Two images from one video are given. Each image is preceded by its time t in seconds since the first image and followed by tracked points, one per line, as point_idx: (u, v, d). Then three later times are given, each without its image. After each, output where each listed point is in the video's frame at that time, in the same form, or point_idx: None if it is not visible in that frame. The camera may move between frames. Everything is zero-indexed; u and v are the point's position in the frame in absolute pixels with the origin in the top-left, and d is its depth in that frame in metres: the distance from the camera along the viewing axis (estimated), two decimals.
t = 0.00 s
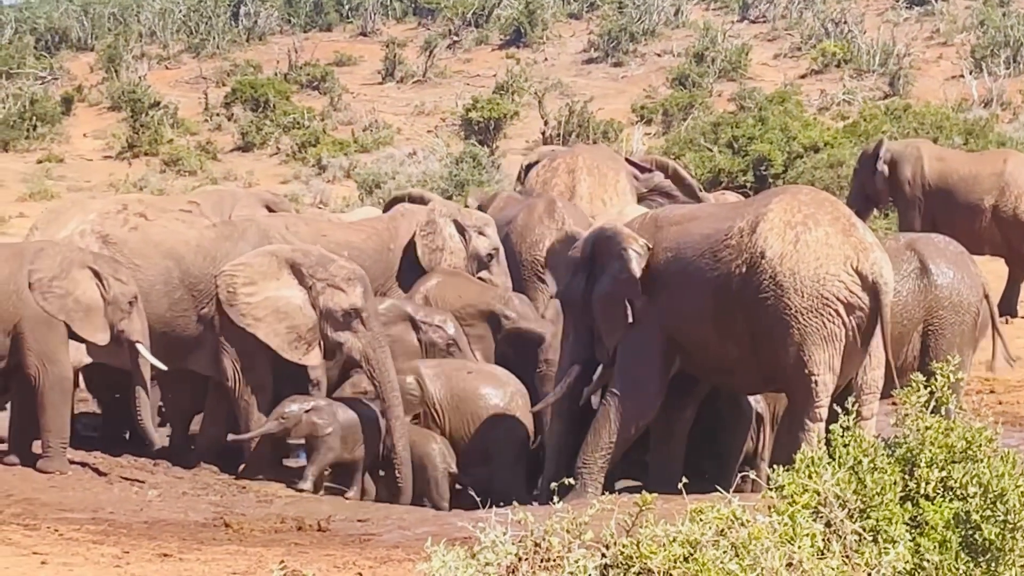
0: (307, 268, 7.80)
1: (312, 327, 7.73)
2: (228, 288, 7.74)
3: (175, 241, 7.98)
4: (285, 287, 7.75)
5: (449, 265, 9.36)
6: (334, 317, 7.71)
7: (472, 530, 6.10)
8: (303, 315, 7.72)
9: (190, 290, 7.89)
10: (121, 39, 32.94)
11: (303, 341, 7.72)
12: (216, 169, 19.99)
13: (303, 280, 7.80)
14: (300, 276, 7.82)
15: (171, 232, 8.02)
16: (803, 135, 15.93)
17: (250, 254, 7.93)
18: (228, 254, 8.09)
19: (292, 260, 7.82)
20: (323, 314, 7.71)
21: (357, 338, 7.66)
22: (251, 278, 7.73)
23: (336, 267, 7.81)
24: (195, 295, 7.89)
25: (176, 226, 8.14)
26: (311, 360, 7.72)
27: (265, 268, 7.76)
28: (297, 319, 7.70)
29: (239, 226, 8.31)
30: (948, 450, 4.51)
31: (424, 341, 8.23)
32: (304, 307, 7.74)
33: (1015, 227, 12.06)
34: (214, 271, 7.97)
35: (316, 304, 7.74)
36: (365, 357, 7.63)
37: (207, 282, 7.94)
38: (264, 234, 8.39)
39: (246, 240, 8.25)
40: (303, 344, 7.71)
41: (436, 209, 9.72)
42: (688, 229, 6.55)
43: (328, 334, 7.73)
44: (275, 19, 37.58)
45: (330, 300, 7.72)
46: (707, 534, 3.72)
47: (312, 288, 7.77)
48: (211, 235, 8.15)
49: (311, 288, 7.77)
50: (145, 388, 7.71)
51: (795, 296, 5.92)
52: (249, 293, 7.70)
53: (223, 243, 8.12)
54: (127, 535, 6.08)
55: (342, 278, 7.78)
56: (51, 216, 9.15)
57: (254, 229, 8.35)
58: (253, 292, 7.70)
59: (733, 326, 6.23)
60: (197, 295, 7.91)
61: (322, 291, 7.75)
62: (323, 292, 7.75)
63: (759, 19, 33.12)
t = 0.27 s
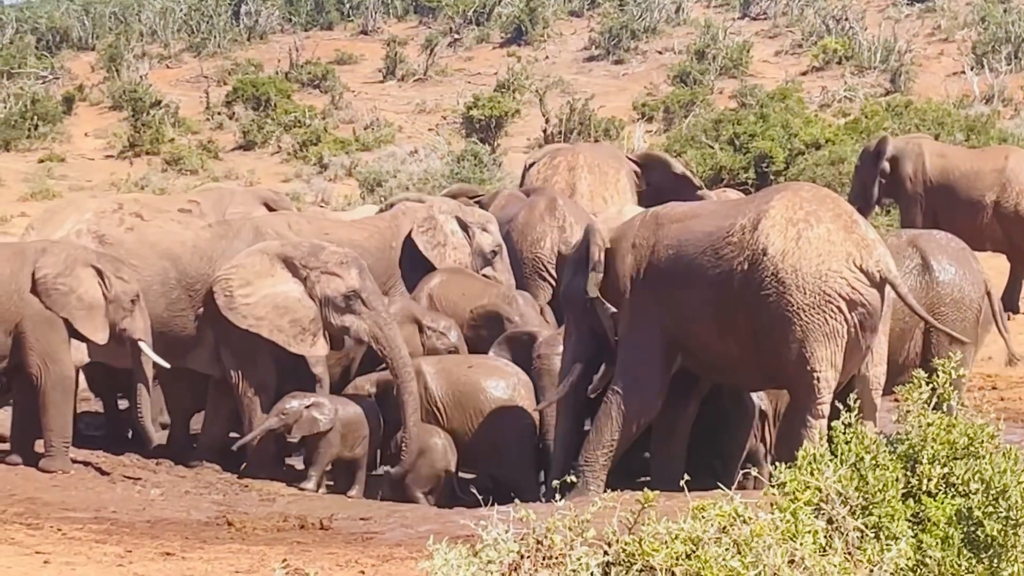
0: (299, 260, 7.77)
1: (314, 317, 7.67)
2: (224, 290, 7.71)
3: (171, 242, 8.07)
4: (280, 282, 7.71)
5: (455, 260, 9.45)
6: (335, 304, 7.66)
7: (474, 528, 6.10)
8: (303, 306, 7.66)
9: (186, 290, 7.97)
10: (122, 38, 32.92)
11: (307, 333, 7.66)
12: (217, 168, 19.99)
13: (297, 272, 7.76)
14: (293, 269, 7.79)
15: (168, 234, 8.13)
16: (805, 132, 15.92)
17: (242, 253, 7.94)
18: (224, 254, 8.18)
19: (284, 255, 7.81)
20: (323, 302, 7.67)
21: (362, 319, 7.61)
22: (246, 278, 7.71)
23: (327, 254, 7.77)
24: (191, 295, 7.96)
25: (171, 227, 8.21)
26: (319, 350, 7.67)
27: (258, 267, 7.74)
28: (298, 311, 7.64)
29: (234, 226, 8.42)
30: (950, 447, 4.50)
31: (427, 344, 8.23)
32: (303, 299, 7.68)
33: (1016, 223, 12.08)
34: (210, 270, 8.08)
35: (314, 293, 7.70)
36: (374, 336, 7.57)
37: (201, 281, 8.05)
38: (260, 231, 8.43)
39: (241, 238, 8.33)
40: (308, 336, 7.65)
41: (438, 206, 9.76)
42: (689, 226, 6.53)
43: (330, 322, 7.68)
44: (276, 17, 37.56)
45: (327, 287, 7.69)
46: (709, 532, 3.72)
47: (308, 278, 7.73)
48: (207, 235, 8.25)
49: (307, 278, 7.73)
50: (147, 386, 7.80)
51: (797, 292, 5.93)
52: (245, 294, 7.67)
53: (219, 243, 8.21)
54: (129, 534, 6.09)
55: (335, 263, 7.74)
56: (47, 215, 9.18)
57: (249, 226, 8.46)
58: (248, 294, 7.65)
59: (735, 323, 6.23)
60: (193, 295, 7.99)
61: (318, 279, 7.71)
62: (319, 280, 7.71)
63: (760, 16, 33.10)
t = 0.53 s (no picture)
0: (292, 253, 7.77)
1: (308, 309, 7.66)
2: (219, 285, 7.69)
3: (167, 242, 8.02)
4: (273, 275, 7.71)
5: (452, 259, 9.50)
6: (328, 294, 7.65)
7: (475, 525, 6.10)
8: (297, 299, 7.65)
9: (184, 290, 7.93)
10: (122, 36, 32.92)
11: (303, 324, 7.64)
12: (218, 166, 19.98)
13: (290, 266, 7.76)
14: (286, 262, 7.78)
15: (162, 233, 8.09)
16: (805, 128, 15.90)
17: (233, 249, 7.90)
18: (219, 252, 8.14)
19: (275, 250, 7.80)
20: (316, 292, 7.65)
21: (358, 307, 7.59)
22: (240, 272, 7.71)
23: (318, 245, 7.77)
24: (188, 294, 7.92)
25: (166, 227, 8.19)
26: (315, 342, 7.66)
27: (251, 261, 7.74)
28: (292, 304, 7.64)
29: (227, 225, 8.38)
30: (951, 442, 4.49)
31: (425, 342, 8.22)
32: (297, 291, 7.68)
33: (1017, 219, 12.08)
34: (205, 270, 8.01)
35: (307, 285, 7.70)
36: (372, 322, 7.55)
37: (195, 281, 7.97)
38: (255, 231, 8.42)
39: (235, 237, 8.30)
40: (303, 327, 7.63)
41: (432, 204, 9.75)
42: (689, 224, 6.52)
43: (325, 311, 7.66)
44: (276, 15, 37.53)
45: (320, 278, 7.68)
46: (710, 528, 3.73)
47: (300, 270, 7.73)
48: (201, 235, 8.22)
49: (299, 270, 7.74)
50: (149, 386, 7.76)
51: (799, 288, 5.93)
52: (239, 288, 7.67)
53: (214, 242, 8.19)
54: (131, 532, 6.09)
55: (326, 254, 7.73)
56: (43, 214, 9.17)
57: (243, 225, 8.40)
58: (242, 289, 7.66)
59: (735, 320, 6.24)
60: (190, 294, 7.94)
61: (310, 270, 7.71)
62: (311, 272, 7.71)
63: (760, 11, 33.08)
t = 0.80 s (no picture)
0: (286, 242, 7.72)
1: (297, 299, 7.60)
2: (212, 268, 7.68)
3: (163, 242, 8.03)
4: (266, 263, 7.67)
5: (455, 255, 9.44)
6: (318, 285, 7.58)
7: (476, 521, 6.10)
8: (287, 288, 7.60)
9: (179, 289, 7.94)
10: (122, 34, 32.92)
11: (290, 315, 7.60)
12: (218, 163, 19.98)
13: (284, 255, 7.71)
14: (280, 251, 7.74)
15: (159, 232, 8.09)
16: (805, 123, 15.88)
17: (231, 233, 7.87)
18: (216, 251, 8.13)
19: (273, 239, 7.75)
20: (307, 282, 7.58)
21: (345, 301, 7.52)
22: (234, 256, 7.69)
23: (312, 236, 7.70)
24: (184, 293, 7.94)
25: (162, 226, 8.17)
26: (301, 334, 7.62)
27: (245, 246, 7.72)
28: (282, 293, 7.59)
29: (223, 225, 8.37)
30: (952, 436, 4.49)
31: (427, 334, 8.24)
32: (288, 280, 7.63)
33: (1018, 214, 12.08)
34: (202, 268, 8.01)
35: (298, 275, 7.63)
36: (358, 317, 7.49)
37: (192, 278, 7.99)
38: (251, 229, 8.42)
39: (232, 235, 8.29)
40: (290, 318, 7.59)
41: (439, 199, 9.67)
42: (690, 220, 6.52)
43: (314, 303, 7.60)
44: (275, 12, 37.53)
45: (311, 268, 7.60)
46: (710, 523, 3.72)
47: (293, 260, 7.67)
48: (197, 234, 8.22)
49: (292, 259, 7.67)
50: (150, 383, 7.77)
51: (799, 283, 5.93)
52: (231, 272, 7.65)
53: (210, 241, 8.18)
54: (131, 529, 6.09)
55: (319, 246, 7.66)
56: (38, 212, 9.16)
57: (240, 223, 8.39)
58: (235, 272, 7.65)
59: (736, 316, 6.24)
60: (186, 292, 7.96)
61: (302, 261, 7.64)
62: (303, 262, 7.64)
63: (760, 7, 33.06)
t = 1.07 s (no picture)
0: (284, 228, 7.94)
1: (293, 282, 7.79)
2: (213, 246, 7.87)
3: (161, 239, 7.93)
4: (265, 246, 7.86)
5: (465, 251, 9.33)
6: (313, 269, 7.76)
7: (477, 517, 6.11)
8: (284, 271, 7.79)
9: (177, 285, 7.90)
10: (122, 30, 32.89)
11: (283, 298, 7.78)
12: (218, 159, 19.97)
13: (282, 239, 7.91)
14: (279, 236, 7.94)
15: (156, 227, 8.01)
16: (806, 117, 15.86)
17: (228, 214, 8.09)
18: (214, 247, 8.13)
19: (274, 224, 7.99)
20: (304, 266, 7.77)
21: (340, 287, 7.69)
22: (235, 234, 7.90)
23: (310, 223, 7.92)
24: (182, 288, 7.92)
25: (159, 221, 8.07)
26: (289, 318, 7.80)
27: (246, 227, 7.94)
28: (279, 275, 7.77)
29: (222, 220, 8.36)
30: (952, 430, 4.49)
31: (425, 332, 8.29)
32: (285, 264, 7.82)
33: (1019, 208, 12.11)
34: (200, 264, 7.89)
35: (295, 259, 7.82)
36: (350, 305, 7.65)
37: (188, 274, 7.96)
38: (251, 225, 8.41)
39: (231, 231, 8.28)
40: (282, 302, 7.77)
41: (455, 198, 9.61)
42: (691, 216, 6.54)
43: (308, 288, 7.77)
44: (276, 7, 37.48)
45: (308, 252, 7.79)
46: (710, 517, 3.74)
47: (291, 245, 7.87)
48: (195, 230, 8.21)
49: (290, 244, 7.87)
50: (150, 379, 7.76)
51: (800, 277, 5.94)
52: (233, 249, 7.84)
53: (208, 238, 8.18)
54: (133, 525, 6.10)
55: (315, 232, 7.86)
56: (37, 208, 9.15)
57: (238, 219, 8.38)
58: (236, 249, 7.83)
59: (737, 310, 6.25)
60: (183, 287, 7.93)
61: (299, 245, 7.84)
62: (300, 247, 7.84)
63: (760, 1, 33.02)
